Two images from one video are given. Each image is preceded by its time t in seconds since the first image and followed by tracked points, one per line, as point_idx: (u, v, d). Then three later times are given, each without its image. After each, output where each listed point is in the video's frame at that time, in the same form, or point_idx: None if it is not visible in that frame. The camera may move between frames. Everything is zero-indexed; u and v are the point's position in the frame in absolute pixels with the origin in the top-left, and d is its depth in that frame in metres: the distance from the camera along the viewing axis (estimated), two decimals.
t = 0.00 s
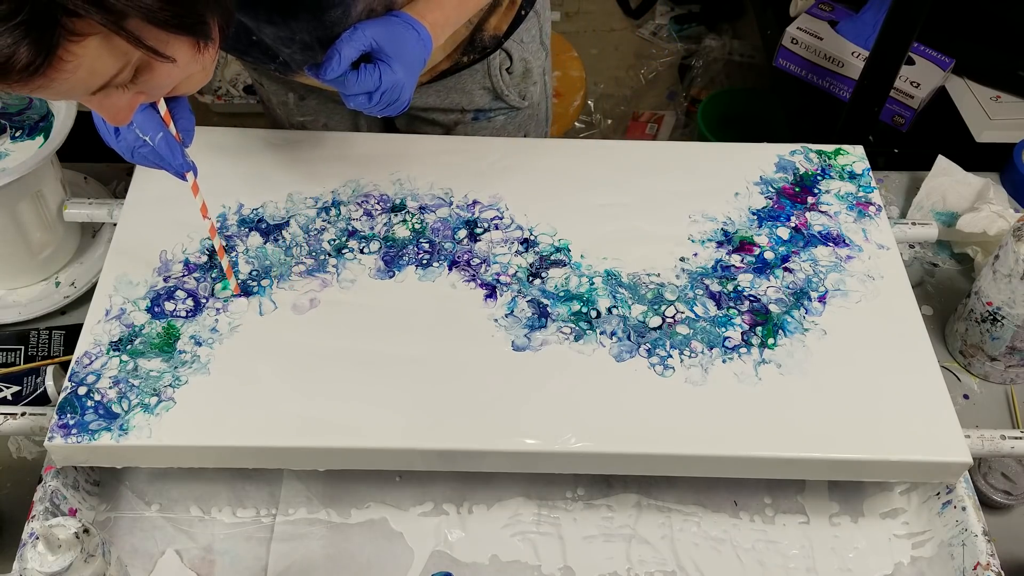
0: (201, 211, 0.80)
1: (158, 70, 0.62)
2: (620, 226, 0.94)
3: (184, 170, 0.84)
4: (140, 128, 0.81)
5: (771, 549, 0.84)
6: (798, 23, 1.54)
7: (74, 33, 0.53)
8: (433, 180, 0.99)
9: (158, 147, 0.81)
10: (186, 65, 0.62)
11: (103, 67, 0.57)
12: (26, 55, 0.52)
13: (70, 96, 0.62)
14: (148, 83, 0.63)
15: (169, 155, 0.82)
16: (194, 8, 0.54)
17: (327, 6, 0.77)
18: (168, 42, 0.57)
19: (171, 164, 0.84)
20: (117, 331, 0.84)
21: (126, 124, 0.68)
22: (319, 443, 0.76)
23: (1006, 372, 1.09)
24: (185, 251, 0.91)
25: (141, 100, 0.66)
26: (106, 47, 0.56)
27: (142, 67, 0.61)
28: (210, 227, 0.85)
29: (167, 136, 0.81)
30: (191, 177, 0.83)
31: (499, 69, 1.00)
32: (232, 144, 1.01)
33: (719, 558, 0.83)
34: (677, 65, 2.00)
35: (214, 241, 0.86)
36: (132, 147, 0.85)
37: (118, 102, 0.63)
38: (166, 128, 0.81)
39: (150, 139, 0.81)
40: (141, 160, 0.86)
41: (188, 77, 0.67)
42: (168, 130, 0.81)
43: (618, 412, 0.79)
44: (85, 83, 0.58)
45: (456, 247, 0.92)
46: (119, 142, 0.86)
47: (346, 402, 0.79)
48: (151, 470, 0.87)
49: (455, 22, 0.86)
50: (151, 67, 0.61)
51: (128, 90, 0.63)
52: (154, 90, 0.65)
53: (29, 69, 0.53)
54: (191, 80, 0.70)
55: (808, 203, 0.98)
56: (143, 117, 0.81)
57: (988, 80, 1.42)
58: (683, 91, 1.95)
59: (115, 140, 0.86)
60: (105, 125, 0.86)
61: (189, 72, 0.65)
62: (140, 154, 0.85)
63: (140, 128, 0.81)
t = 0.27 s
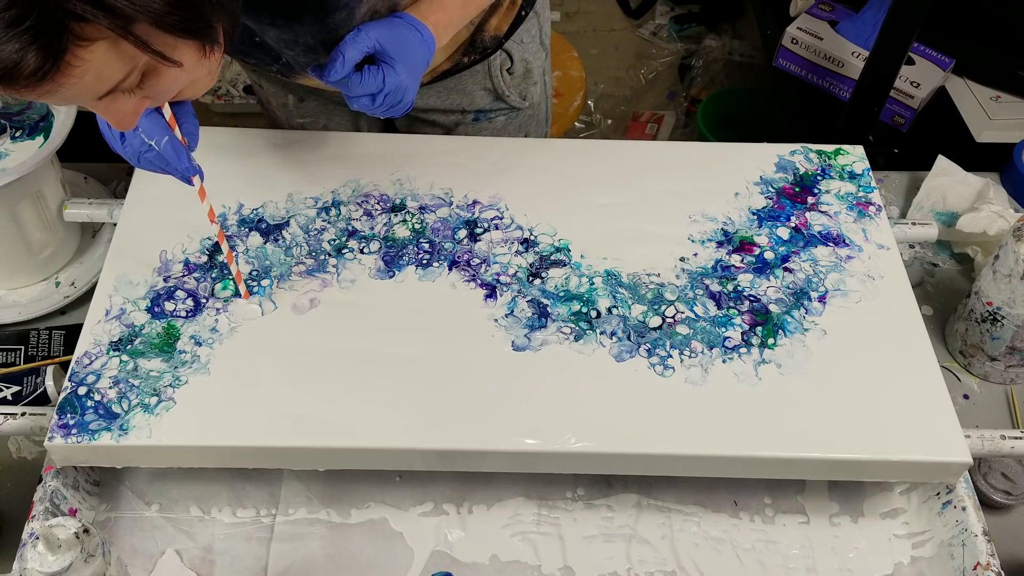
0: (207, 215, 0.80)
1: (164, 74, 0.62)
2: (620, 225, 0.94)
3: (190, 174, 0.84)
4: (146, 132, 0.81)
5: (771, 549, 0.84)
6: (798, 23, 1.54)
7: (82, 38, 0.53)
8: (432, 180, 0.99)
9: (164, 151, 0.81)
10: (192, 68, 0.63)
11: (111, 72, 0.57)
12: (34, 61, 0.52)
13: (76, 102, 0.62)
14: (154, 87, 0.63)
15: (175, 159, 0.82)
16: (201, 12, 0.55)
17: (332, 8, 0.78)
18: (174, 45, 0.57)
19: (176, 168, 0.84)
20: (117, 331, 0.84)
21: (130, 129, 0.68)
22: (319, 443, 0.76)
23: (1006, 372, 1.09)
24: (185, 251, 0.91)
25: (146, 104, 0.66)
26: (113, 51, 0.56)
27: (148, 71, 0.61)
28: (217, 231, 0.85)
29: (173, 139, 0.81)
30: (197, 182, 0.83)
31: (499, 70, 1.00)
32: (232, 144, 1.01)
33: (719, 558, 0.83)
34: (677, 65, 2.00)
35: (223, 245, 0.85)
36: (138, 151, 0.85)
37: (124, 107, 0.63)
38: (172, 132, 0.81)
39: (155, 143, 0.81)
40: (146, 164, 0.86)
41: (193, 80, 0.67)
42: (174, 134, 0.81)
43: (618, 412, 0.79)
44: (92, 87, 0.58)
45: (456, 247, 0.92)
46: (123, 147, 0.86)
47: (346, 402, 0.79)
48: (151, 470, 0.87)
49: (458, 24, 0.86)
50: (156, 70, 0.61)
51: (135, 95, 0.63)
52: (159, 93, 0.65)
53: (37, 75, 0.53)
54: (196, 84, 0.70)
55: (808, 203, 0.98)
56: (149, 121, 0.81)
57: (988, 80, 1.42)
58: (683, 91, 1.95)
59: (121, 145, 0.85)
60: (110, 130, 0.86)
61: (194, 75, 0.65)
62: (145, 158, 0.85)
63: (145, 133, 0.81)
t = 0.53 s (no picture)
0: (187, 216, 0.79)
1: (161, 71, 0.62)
2: (620, 225, 0.94)
3: (176, 175, 0.83)
4: (136, 130, 0.81)
5: (771, 549, 0.84)
6: (798, 23, 1.54)
7: (79, 30, 0.53)
8: (433, 180, 0.99)
9: (151, 149, 0.81)
10: (188, 64, 0.63)
11: (108, 66, 0.57)
12: (31, 52, 0.52)
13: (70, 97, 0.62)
14: (150, 83, 0.63)
15: (161, 158, 0.81)
16: (201, 9, 0.55)
17: (332, 6, 0.77)
18: (173, 40, 0.57)
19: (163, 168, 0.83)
20: (117, 331, 0.84)
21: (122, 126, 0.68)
22: (319, 443, 0.76)
23: (1006, 372, 1.09)
24: (185, 251, 0.91)
25: (141, 101, 0.66)
26: (111, 46, 0.56)
27: (145, 68, 0.61)
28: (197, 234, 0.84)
29: (161, 138, 0.81)
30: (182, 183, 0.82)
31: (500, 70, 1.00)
32: (232, 144, 1.01)
33: (719, 558, 0.83)
34: (677, 65, 2.00)
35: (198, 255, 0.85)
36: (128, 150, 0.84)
37: (119, 103, 0.63)
38: (161, 130, 0.81)
39: (144, 141, 0.81)
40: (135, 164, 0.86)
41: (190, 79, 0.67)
42: (162, 133, 0.81)
43: (619, 412, 0.79)
44: (89, 82, 0.58)
45: (456, 247, 0.92)
46: (114, 146, 0.85)
47: (346, 402, 0.79)
48: (151, 470, 0.87)
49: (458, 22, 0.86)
50: (153, 66, 0.61)
51: (130, 90, 0.63)
52: (154, 91, 0.65)
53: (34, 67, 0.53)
54: (192, 81, 0.70)
55: (808, 203, 0.98)
56: (141, 118, 0.81)
57: (988, 80, 1.42)
58: (683, 91, 1.95)
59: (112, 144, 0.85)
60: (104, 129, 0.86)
61: (190, 73, 0.66)
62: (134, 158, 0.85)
63: (135, 130, 0.81)
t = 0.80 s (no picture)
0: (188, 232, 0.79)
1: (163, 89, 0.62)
2: (620, 225, 0.94)
3: (176, 191, 0.83)
4: (138, 144, 0.81)
5: (771, 549, 0.84)
6: (798, 23, 1.54)
7: (84, 54, 0.53)
8: (433, 180, 0.99)
9: (153, 164, 0.81)
10: (191, 84, 0.63)
11: (111, 86, 0.57)
12: (34, 74, 0.52)
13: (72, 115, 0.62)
14: (152, 101, 0.64)
15: (163, 173, 0.82)
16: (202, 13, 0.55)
17: (334, 18, 0.77)
18: (178, 63, 0.57)
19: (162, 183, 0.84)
20: (117, 331, 0.84)
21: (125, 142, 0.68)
22: (319, 443, 0.76)
23: (1006, 372, 1.09)
24: (185, 251, 0.91)
25: (143, 117, 0.66)
26: (114, 67, 0.56)
27: (147, 87, 0.61)
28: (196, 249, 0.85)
29: (164, 154, 0.82)
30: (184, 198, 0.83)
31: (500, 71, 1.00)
32: (232, 145, 1.01)
33: (719, 558, 0.83)
34: (677, 65, 2.00)
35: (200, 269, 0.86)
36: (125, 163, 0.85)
37: (121, 121, 0.63)
38: (164, 146, 0.82)
39: (146, 155, 0.82)
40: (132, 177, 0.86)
41: (192, 95, 0.67)
42: (165, 149, 0.82)
43: (619, 413, 0.79)
44: (91, 101, 0.58)
45: (456, 247, 0.92)
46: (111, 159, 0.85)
47: (346, 402, 0.79)
48: (151, 470, 0.87)
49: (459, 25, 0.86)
50: (156, 85, 0.61)
51: (133, 108, 0.63)
52: (156, 107, 0.65)
53: (37, 89, 0.53)
54: (193, 98, 0.70)
55: (808, 203, 0.98)
56: (144, 133, 0.81)
57: (988, 80, 1.42)
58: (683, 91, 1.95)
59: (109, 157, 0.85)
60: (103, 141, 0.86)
61: (192, 91, 0.66)
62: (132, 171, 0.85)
63: (138, 144, 0.82)
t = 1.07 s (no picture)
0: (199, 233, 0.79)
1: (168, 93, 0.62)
2: (621, 225, 0.94)
3: (185, 192, 0.83)
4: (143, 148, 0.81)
5: (771, 549, 0.84)
6: (798, 23, 1.54)
7: (90, 59, 0.53)
8: (433, 180, 0.99)
9: (160, 168, 0.81)
10: (196, 88, 0.63)
11: (117, 91, 0.57)
12: (41, 80, 0.52)
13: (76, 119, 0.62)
14: (157, 105, 0.64)
15: (170, 176, 0.81)
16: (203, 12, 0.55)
17: (337, 18, 0.77)
18: (184, 68, 0.57)
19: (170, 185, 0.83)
20: (117, 331, 0.84)
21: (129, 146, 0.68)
22: (319, 443, 0.76)
23: (1006, 372, 1.09)
24: (185, 251, 0.91)
25: (147, 121, 0.66)
26: (120, 72, 0.56)
27: (152, 91, 0.61)
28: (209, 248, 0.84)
29: (170, 156, 0.81)
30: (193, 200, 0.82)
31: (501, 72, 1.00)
32: (232, 145, 1.01)
33: (719, 558, 0.83)
34: (677, 65, 2.00)
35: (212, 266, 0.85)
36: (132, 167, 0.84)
37: (126, 125, 0.63)
38: (169, 149, 0.81)
39: (152, 159, 0.81)
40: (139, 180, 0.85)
41: (196, 99, 0.67)
42: (171, 151, 0.81)
43: (619, 413, 0.79)
44: (97, 106, 0.58)
45: (456, 247, 0.92)
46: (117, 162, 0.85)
47: (346, 403, 0.79)
48: (151, 470, 0.87)
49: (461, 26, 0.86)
50: (162, 89, 0.61)
51: (137, 112, 0.63)
52: (160, 111, 0.65)
53: (44, 95, 0.53)
54: (198, 102, 0.70)
55: (808, 203, 0.98)
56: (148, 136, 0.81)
57: (988, 80, 1.42)
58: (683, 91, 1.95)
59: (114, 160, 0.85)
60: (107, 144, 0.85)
61: (197, 95, 0.66)
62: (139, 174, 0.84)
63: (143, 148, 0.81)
